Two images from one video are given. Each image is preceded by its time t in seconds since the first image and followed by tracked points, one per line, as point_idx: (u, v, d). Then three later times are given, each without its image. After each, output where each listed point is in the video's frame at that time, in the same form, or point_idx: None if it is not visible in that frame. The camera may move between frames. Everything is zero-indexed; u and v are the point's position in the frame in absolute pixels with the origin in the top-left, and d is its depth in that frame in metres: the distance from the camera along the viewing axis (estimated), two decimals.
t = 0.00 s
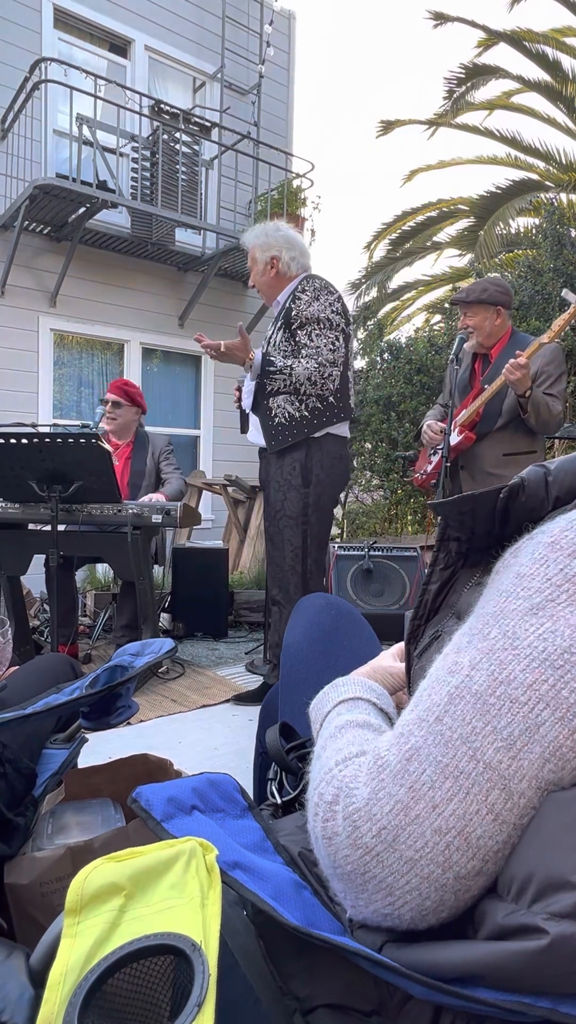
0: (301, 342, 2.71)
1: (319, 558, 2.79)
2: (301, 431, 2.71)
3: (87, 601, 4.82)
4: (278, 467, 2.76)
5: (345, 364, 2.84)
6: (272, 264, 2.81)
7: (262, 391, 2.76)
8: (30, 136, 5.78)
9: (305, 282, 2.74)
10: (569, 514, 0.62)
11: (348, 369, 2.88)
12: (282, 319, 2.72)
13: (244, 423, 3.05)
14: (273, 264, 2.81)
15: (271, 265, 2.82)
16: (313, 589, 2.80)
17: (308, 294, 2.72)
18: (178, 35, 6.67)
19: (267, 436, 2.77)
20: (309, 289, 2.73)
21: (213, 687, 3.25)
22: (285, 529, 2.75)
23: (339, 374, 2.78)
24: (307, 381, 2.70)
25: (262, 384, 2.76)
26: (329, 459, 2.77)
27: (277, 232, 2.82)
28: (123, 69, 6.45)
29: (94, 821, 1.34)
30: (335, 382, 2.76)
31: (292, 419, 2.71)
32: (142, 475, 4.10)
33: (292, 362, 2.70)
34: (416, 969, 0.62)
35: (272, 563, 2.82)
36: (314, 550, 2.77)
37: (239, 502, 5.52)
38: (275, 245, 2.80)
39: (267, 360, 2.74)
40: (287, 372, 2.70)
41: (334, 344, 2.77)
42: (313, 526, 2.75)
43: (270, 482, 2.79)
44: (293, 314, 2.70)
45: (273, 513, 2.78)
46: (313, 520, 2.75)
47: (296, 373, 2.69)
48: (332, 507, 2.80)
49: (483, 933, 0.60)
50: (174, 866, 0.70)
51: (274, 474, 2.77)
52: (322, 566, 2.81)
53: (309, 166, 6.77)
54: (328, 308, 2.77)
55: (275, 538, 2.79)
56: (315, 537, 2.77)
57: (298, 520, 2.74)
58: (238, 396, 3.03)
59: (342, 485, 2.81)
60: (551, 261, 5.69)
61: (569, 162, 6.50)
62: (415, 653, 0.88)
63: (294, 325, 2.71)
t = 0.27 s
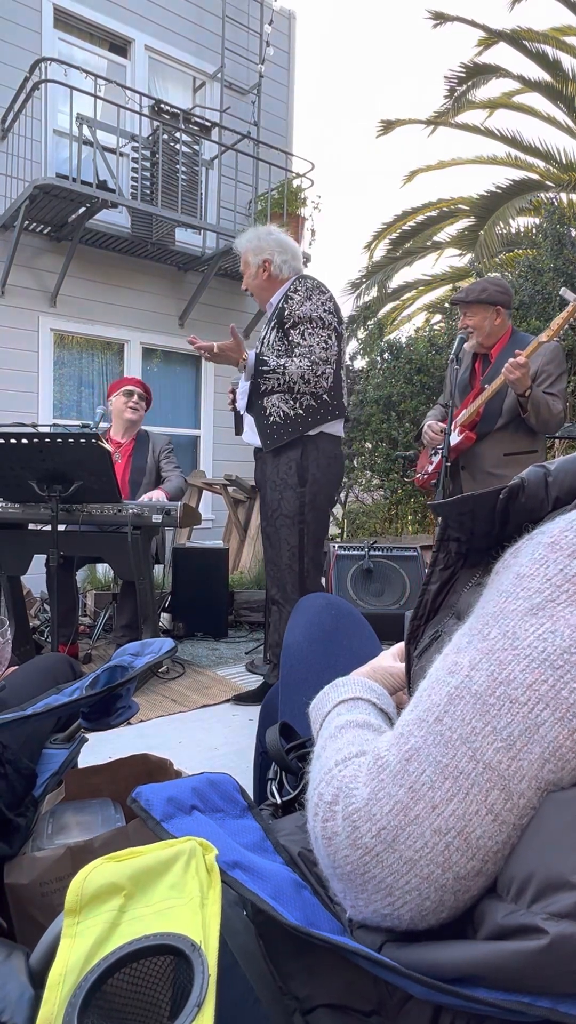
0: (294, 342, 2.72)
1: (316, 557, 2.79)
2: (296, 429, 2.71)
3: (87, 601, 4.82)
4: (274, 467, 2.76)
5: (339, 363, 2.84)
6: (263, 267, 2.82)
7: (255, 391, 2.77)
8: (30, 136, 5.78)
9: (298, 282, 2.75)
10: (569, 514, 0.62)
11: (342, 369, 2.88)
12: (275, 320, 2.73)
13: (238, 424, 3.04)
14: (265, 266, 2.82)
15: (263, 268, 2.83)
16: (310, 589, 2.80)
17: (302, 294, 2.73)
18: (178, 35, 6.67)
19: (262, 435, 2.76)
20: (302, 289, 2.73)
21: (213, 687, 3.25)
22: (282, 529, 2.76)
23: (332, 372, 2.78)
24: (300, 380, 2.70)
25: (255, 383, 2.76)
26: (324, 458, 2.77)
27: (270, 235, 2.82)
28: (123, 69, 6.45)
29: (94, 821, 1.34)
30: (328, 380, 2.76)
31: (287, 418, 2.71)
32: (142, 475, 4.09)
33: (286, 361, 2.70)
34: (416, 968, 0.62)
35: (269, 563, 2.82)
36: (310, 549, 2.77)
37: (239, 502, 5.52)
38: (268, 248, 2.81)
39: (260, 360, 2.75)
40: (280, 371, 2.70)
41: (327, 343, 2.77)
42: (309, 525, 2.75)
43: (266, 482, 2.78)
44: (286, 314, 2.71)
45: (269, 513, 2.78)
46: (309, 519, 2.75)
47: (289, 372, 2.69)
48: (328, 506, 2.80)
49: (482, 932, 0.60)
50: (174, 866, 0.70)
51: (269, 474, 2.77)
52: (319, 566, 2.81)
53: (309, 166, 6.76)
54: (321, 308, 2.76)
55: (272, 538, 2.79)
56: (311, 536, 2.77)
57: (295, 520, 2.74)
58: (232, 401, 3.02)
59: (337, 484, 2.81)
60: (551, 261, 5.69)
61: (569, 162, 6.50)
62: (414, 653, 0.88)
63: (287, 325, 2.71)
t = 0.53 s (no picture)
0: (291, 341, 2.72)
1: (315, 557, 2.79)
2: (294, 428, 2.71)
3: (88, 601, 4.82)
4: (273, 467, 2.76)
5: (337, 362, 2.83)
6: (257, 271, 2.83)
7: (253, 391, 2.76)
8: (31, 136, 5.78)
9: (294, 282, 2.76)
10: (569, 515, 0.62)
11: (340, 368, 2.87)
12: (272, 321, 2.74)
13: (235, 424, 3.00)
14: (259, 269, 2.82)
15: (258, 271, 2.83)
16: (310, 589, 2.80)
17: (297, 294, 2.73)
18: (178, 35, 6.67)
19: (261, 436, 2.76)
20: (298, 289, 2.74)
21: (213, 687, 3.25)
22: (282, 529, 2.76)
23: (330, 370, 2.76)
24: (297, 380, 2.70)
25: (253, 383, 2.76)
26: (322, 456, 2.76)
27: (262, 238, 2.83)
28: (122, 69, 6.45)
29: (95, 820, 1.34)
30: (326, 379, 2.75)
31: (285, 417, 2.71)
32: (144, 475, 4.10)
33: (283, 361, 2.70)
34: (416, 968, 0.62)
35: (269, 563, 2.82)
36: (310, 548, 2.77)
37: (240, 502, 5.52)
38: (261, 251, 2.81)
39: (257, 360, 2.74)
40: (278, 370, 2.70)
41: (324, 342, 2.76)
42: (308, 524, 2.75)
43: (265, 482, 2.78)
44: (282, 314, 2.71)
45: (269, 513, 2.78)
46: (308, 519, 2.75)
47: (285, 372, 2.68)
48: (327, 506, 2.80)
49: (483, 932, 0.60)
50: (175, 866, 0.70)
51: (269, 474, 2.77)
52: (319, 566, 2.81)
53: (309, 166, 6.76)
54: (316, 308, 2.76)
55: (272, 537, 2.79)
56: (311, 536, 2.77)
57: (294, 520, 2.74)
58: (230, 401, 2.97)
59: (336, 484, 2.81)
60: (552, 261, 5.68)
61: (570, 161, 6.49)
62: (414, 654, 0.88)
63: (283, 325, 2.72)
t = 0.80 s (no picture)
0: (287, 341, 2.73)
1: (315, 557, 2.79)
2: (291, 427, 2.71)
3: (88, 601, 4.82)
4: (272, 467, 2.76)
5: (334, 362, 2.83)
6: (254, 272, 2.82)
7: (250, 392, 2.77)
8: (31, 135, 5.78)
9: (289, 283, 2.78)
10: (567, 514, 0.62)
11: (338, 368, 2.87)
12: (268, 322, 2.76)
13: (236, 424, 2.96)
14: (256, 270, 2.82)
15: (255, 273, 2.83)
16: (309, 589, 2.80)
17: (293, 294, 2.75)
18: (179, 34, 6.67)
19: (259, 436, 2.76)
20: (293, 289, 2.75)
21: (214, 687, 3.24)
22: (281, 529, 2.76)
23: (326, 370, 2.76)
24: (292, 379, 2.70)
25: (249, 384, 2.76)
26: (321, 453, 2.75)
27: (258, 240, 2.82)
28: (122, 68, 6.45)
29: (95, 820, 1.34)
30: (322, 378, 2.74)
31: (282, 417, 2.71)
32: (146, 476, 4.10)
33: (279, 361, 2.71)
34: (416, 967, 0.62)
35: (269, 562, 2.82)
36: (309, 548, 2.77)
37: (240, 502, 5.51)
38: (257, 253, 2.81)
39: (253, 361, 2.75)
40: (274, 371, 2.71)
41: (320, 342, 2.76)
42: (308, 524, 2.75)
43: (264, 482, 2.78)
44: (278, 315, 2.73)
45: (268, 513, 2.78)
46: (307, 518, 2.75)
47: (281, 372, 2.69)
48: (327, 506, 2.80)
49: (482, 931, 0.60)
50: (174, 865, 0.70)
51: (268, 474, 2.77)
52: (318, 565, 2.81)
53: (309, 165, 6.76)
54: (312, 308, 2.77)
55: (271, 537, 2.79)
56: (311, 536, 2.77)
57: (293, 519, 2.74)
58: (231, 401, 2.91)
59: (336, 483, 2.80)
60: (552, 261, 5.68)
61: (570, 161, 6.49)
62: (413, 653, 0.88)
63: (279, 325, 2.73)
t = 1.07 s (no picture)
0: (285, 340, 2.72)
1: (317, 556, 2.80)
2: (290, 426, 2.71)
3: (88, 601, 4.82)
4: (272, 467, 2.75)
5: (332, 360, 2.83)
6: (259, 268, 2.82)
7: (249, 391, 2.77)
8: (31, 135, 5.78)
9: (289, 282, 2.77)
10: (568, 512, 0.62)
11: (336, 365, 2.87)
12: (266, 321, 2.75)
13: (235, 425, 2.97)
14: (261, 266, 2.82)
15: (259, 268, 2.82)
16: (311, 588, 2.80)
17: (292, 293, 2.74)
18: (179, 33, 6.67)
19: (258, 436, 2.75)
20: (292, 288, 2.75)
21: (214, 687, 3.24)
22: (283, 528, 2.75)
23: (324, 369, 2.76)
24: (291, 378, 2.70)
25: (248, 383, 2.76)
26: (321, 453, 2.76)
27: (262, 238, 2.82)
28: (123, 67, 6.45)
29: (96, 820, 1.34)
30: (321, 377, 2.75)
31: (281, 417, 2.71)
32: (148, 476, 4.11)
33: (277, 361, 2.71)
34: (416, 966, 0.62)
35: (269, 563, 2.82)
36: (311, 548, 2.77)
37: (240, 502, 5.51)
38: (263, 247, 2.81)
39: (251, 360, 2.75)
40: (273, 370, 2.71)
41: (318, 340, 2.76)
42: (309, 524, 2.76)
43: (264, 482, 2.78)
44: (277, 314, 2.72)
45: (270, 513, 2.78)
46: (309, 518, 2.76)
47: (279, 371, 2.69)
48: (328, 506, 2.80)
49: (483, 930, 0.60)
50: (175, 864, 0.70)
51: (268, 475, 2.76)
52: (320, 565, 2.81)
53: (310, 165, 6.76)
54: (311, 307, 2.76)
55: (272, 537, 2.79)
56: (311, 535, 2.77)
57: (295, 519, 2.74)
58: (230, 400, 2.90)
59: (336, 483, 2.81)
60: (552, 261, 5.68)
61: (571, 161, 6.49)
62: (414, 652, 0.89)
63: (278, 325, 2.72)
